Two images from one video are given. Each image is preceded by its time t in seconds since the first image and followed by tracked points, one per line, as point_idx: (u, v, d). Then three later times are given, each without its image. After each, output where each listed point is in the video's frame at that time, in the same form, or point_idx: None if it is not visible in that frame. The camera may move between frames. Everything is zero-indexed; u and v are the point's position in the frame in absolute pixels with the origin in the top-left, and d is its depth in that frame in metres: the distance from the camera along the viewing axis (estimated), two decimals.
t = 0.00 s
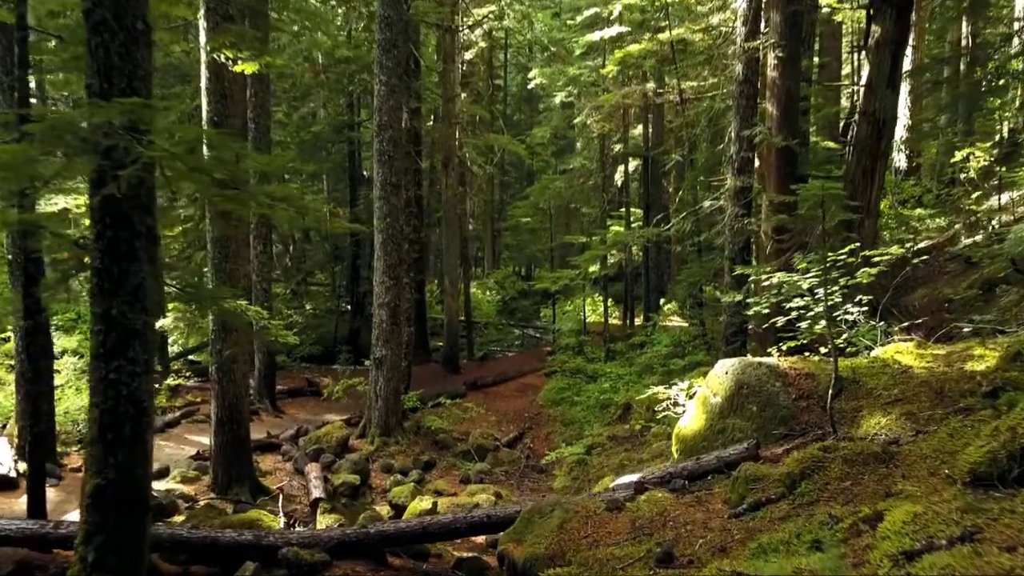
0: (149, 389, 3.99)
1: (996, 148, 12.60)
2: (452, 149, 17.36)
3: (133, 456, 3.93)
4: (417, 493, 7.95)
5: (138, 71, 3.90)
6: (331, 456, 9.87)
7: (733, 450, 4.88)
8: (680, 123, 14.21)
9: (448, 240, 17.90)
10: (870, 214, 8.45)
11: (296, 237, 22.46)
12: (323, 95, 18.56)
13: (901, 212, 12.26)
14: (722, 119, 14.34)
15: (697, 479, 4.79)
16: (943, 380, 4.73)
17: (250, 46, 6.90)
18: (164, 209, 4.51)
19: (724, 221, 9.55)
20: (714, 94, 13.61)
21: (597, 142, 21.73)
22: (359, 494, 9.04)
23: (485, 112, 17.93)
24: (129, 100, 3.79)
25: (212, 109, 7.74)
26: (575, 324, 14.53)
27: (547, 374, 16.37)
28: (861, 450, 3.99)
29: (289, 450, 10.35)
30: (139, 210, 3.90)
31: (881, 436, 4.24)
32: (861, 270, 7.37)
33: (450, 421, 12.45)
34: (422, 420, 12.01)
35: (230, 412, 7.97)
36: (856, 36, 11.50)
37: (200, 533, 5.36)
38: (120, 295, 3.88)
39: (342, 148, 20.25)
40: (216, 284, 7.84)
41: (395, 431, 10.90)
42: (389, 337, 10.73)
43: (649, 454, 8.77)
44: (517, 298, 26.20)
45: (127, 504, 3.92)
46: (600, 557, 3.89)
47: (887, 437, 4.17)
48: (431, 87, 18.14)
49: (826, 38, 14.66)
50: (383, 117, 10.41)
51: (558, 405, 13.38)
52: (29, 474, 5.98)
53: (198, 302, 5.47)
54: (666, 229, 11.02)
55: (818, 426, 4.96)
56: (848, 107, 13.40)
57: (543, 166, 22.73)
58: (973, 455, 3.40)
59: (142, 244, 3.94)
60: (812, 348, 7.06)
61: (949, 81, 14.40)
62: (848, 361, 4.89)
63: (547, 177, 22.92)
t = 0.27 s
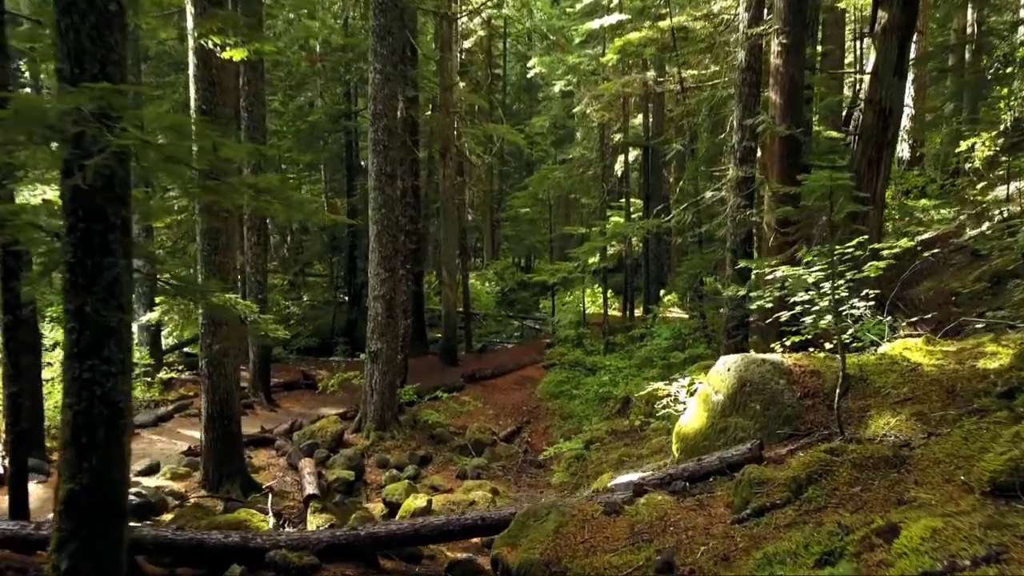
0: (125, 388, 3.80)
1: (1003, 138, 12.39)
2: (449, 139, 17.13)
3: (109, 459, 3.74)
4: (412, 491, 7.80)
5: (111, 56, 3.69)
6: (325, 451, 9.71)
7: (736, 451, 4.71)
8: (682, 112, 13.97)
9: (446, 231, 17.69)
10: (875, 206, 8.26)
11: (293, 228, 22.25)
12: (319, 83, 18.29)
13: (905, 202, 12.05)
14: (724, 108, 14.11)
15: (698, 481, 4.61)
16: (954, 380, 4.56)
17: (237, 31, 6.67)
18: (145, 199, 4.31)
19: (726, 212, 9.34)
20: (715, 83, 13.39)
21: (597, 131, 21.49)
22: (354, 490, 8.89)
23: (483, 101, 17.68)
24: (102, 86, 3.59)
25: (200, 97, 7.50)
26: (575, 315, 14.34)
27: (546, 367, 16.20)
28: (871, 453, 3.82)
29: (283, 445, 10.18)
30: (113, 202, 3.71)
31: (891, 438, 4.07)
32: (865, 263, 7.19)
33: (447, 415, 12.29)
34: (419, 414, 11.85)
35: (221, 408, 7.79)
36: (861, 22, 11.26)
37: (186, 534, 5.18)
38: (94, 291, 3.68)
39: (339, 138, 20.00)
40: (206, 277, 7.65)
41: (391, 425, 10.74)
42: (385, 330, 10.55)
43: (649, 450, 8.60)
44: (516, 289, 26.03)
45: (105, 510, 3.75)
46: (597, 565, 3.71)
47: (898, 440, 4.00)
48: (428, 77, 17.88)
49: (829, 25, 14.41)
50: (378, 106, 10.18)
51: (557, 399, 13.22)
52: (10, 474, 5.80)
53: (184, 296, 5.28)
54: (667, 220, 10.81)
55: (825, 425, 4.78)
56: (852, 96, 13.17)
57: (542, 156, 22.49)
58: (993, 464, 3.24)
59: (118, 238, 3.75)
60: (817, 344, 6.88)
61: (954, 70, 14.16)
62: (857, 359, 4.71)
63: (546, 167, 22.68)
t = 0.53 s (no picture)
0: (103, 390, 3.64)
1: (1008, 130, 12.20)
2: (447, 131, 16.94)
3: (87, 464, 3.60)
4: (407, 489, 7.66)
5: (85, 42, 3.51)
6: (320, 448, 9.57)
7: (738, 453, 4.56)
8: (683, 103, 13.77)
9: (443, 224, 17.51)
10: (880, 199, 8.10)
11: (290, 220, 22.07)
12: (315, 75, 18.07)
13: (909, 195, 11.87)
14: (725, 100, 13.91)
15: (699, 484, 4.46)
16: (964, 380, 4.42)
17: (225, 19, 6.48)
18: (126, 192, 4.15)
19: (727, 205, 9.17)
20: (717, 74, 13.19)
21: (597, 123, 21.27)
22: (349, 488, 8.76)
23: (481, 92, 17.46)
24: (77, 74, 3.42)
25: (189, 87, 7.31)
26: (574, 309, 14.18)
27: (545, 361, 16.06)
28: (880, 458, 3.67)
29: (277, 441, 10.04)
30: (89, 196, 3.55)
31: (900, 442, 3.93)
32: (870, 258, 7.03)
33: (444, 410, 12.15)
34: (416, 410, 11.71)
35: (212, 405, 7.64)
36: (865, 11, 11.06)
37: (173, 537, 5.02)
38: (70, 289, 3.53)
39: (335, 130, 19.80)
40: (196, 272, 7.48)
41: (387, 421, 10.60)
42: (380, 325, 10.39)
43: (649, 447, 8.46)
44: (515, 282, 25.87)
45: (83, 516, 3.60)
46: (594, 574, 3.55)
47: (907, 444, 3.86)
48: (425, 68, 17.67)
49: (833, 14, 14.18)
50: (373, 96, 9.99)
51: (555, 393, 13.07)
52: None
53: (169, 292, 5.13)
54: (667, 213, 10.64)
55: (831, 426, 4.63)
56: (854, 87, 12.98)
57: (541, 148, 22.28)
58: (1010, 472, 3.11)
59: (95, 233, 3.59)
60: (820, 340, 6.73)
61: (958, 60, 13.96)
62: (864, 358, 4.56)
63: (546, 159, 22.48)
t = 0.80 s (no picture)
0: (77, 393, 3.49)
1: (1014, 122, 12.01)
2: (445, 123, 16.75)
3: (60, 471, 3.45)
4: (402, 489, 7.51)
5: (56, 27, 3.34)
6: (315, 445, 9.42)
7: (741, 456, 4.40)
8: (684, 95, 13.59)
9: (442, 218, 17.33)
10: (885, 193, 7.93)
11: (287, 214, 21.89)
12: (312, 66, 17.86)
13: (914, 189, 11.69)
14: (727, 91, 13.71)
15: (700, 489, 4.30)
16: (975, 381, 4.27)
17: (212, 7, 6.29)
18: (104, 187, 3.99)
19: (729, 199, 9.00)
20: (718, 65, 13.00)
21: (597, 115, 21.06)
22: (343, 486, 8.63)
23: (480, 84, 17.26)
24: (47, 61, 3.25)
25: (178, 78, 7.14)
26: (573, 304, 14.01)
27: (544, 356, 15.91)
28: (890, 465, 3.53)
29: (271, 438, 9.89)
30: (61, 190, 3.39)
31: (911, 447, 3.78)
32: (876, 253, 6.87)
33: (442, 406, 12.00)
34: (413, 406, 11.56)
35: (203, 404, 7.48)
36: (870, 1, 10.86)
37: (159, 541, 4.89)
38: (41, 288, 3.37)
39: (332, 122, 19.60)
40: (186, 267, 7.32)
41: (383, 418, 10.45)
42: (376, 320, 10.23)
43: (650, 446, 8.32)
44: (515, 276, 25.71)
45: (57, 524, 3.45)
46: None
47: (919, 448, 3.71)
48: (423, 59, 17.46)
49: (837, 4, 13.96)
50: (368, 88, 9.79)
51: (554, 389, 12.93)
52: None
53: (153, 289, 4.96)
54: (668, 207, 10.49)
55: (837, 429, 4.48)
56: (858, 79, 12.79)
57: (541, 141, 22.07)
58: None
59: (67, 228, 3.43)
60: (825, 338, 6.57)
61: (963, 51, 13.75)
62: (872, 358, 4.40)
63: (545, 152, 22.28)
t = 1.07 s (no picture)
0: (45, 401, 3.30)
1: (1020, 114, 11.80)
2: (442, 115, 16.52)
3: (28, 483, 3.26)
4: (396, 490, 7.35)
5: (18, 12, 3.13)
6: (308, 444, 9.24)
7: (746, 462, 4.21)
8: (684, 86, 13.36)
9: (439, 211, 17.13)
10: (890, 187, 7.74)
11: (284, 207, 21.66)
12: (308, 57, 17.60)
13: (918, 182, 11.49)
14: (728, 82, 13.48)
15: (702, 498, 4.10)
16: (990, 385, 4.09)
17: None
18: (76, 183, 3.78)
19: (731, 192, 8.79)
20: (719, 55, 12.76)
21: (596, 107, 20.81)
22: (337, 486, 8.46)
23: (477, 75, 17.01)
24: (6, 48, 3.04)
25: (163, 67, 6.91)
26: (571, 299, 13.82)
27: (543, 351, 15.73)
28: (904, 475, 3.35)
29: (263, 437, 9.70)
30: (25, 186, 3.20)
31: (925, 455, 3.60)
32: (883, 249, 6.66)
33: (438, 403, 11.82)
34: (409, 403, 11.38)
35: (192, 404, 7.29)
36: None
37: (139, 550, 4.68)
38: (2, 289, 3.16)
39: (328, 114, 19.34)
40: (173, 264, 7.11)
41: (378, 415, 10.28)
42: (371, 317, 10.05)
43: (650, 445, 8.14)
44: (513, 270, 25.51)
45: (23, 540, 3.26)
46: None
47: (934, 457, 3.53)
48: (420, 50, 17.21)
49: None
50: (362, 79, 9.58)
51: (553, 385, 12.77)
52: None
53: (133, 287, 4.76)
54: (668, 200, 10.28)
55: (845, 434, 4.29)
56: (862, 69, 12.54)
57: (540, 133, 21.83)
58: None
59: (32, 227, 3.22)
60: (829, 336, 6.37)
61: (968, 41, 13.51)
62: (881, 360, 4.22)
63: (544, 144, 22.05)
